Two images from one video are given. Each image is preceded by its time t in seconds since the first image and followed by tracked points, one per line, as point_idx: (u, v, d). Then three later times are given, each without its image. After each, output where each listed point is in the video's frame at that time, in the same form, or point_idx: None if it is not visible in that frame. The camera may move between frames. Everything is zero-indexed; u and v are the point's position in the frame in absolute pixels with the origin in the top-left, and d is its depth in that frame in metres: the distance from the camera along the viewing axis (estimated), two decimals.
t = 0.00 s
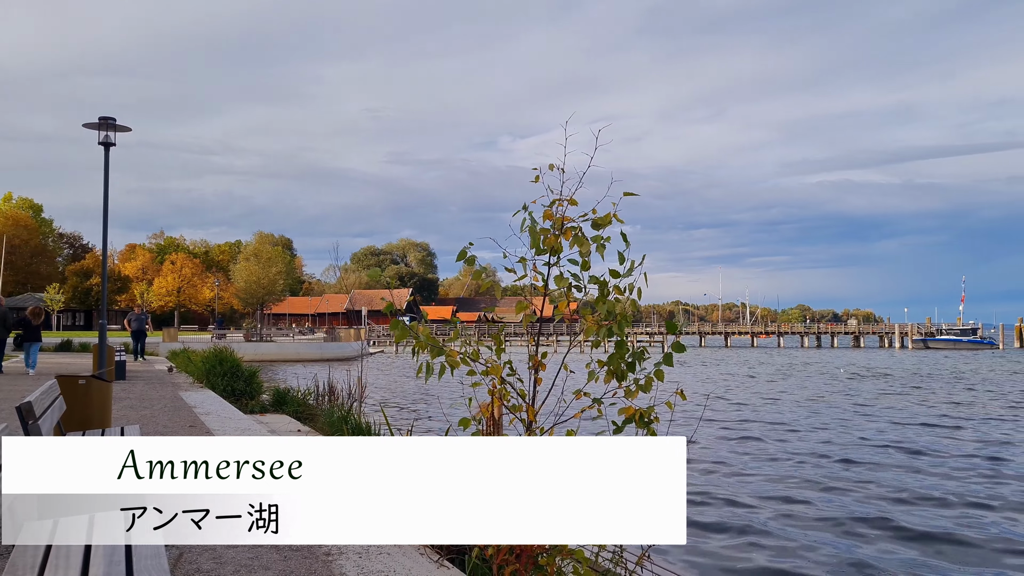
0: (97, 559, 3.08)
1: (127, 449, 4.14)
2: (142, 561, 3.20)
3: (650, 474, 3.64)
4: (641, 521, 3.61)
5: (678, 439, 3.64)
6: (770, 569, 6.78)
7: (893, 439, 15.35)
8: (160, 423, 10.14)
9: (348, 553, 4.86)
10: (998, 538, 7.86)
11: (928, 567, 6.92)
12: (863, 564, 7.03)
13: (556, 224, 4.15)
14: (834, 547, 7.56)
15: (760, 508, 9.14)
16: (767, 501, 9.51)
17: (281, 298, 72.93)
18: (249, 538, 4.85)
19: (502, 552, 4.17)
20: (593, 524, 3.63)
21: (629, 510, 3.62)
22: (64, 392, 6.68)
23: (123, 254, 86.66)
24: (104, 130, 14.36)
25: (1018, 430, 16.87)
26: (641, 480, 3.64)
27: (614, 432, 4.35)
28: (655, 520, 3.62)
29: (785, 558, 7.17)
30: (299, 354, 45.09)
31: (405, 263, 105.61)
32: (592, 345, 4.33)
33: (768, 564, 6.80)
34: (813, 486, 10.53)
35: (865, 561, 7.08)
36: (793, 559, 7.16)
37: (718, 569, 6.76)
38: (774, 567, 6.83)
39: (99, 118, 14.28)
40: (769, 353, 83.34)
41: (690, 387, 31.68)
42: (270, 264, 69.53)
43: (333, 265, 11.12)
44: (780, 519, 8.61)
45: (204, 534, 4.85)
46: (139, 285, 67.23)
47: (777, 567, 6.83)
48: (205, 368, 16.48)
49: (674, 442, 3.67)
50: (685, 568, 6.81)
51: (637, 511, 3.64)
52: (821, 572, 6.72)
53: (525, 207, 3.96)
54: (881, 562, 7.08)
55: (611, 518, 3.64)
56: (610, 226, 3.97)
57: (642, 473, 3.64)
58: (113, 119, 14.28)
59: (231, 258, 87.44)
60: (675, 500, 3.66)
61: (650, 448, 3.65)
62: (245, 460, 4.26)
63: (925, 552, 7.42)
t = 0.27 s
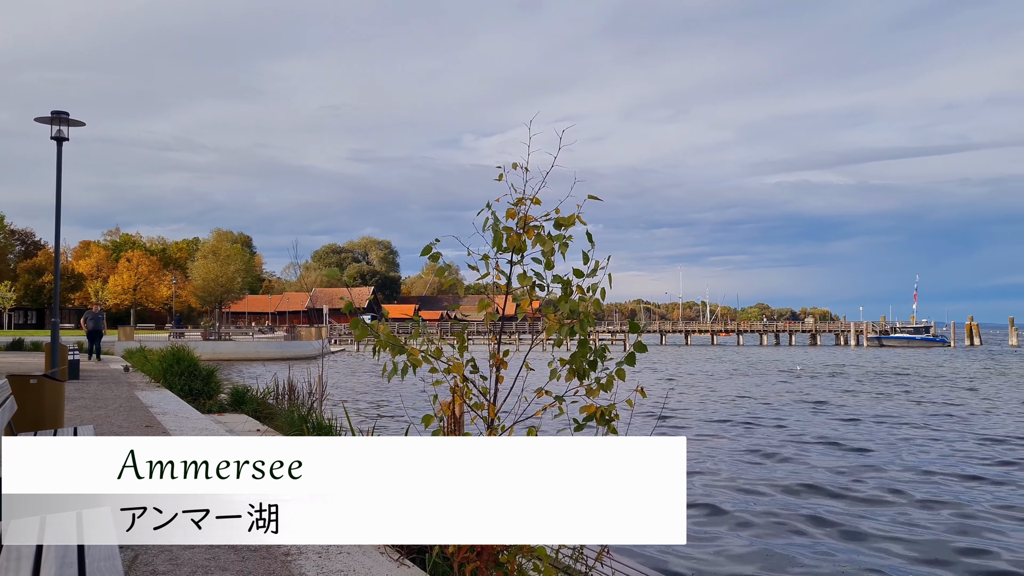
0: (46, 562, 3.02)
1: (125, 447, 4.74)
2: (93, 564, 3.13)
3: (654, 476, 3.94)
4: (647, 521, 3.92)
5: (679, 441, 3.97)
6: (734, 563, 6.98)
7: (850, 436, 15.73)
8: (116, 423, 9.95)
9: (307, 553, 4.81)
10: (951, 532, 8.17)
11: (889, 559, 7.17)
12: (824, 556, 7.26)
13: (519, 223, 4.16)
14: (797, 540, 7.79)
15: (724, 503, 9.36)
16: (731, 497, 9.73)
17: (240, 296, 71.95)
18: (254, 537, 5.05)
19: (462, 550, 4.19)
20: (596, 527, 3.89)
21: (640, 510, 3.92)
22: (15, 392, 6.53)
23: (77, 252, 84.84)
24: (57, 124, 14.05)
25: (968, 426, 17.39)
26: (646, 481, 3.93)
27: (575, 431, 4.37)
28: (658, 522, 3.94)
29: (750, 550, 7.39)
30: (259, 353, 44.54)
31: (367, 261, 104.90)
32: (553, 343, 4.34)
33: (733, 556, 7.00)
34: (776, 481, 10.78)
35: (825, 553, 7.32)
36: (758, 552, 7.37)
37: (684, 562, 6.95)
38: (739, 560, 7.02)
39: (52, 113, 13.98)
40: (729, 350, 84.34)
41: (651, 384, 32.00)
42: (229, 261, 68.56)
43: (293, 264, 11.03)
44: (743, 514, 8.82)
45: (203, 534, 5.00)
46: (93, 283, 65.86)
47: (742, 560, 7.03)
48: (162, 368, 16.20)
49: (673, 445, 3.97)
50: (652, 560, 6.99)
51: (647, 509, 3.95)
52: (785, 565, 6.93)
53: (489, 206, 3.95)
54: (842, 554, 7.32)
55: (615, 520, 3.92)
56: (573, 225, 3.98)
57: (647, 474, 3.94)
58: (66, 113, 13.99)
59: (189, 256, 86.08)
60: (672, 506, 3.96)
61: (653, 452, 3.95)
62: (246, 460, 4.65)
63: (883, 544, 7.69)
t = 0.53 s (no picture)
0: None
1: (126, 449, 5.34)
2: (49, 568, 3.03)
3: (663, 475, 4.46)
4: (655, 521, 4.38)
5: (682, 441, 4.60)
6: (700, 556, 7.15)
7: (807, 432, 16.07)
8: (67, 424, 9.71)
9: (265, 554, 4.76)
10: (907, 524, 8.45)
11: (849, 550, 7.40)
12: (786, 548, 7.47)
13: (480, 222, 4.16)
14: (761, 533, 7.99)
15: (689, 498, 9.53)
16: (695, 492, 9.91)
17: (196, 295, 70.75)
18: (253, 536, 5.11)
19: (422, 549, 4.20)
20: (605, 522, 4.30)
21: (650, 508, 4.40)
22: None
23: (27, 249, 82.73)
24: (6, 118, 13.67)
25: (919, 423, 17.88)
26: (655, 480, 4.43)
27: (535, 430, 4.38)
28: (659, 522, 4.42)
29: (715, 544, 7.56)
30: (215, 353, 43.84)
31: (327, 259, 103.89)
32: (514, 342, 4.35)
33: (699, 548, 7.16)
34: (738, 476, 11.00)
35: (788, 545, 7.52)
36: (724, 546, 7.54)
37: (652, 556, 7.09)
38: (704, 553, 7.19)
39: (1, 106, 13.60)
40: (687, 349, 85.21)
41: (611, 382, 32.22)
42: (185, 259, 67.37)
43: (251, 262, 10.87)
44: (705, 510, 8.93)
45: (204, 532, 5.12)
46: (44, 281, 64.26)
47: (707, 553, 7.21)
48: (116, 367, 15.86)
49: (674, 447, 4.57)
50: (620, 555, 7.13)
51: (656, 507, 4.44)
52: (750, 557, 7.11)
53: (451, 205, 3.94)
54: (805, 545, 7.53)
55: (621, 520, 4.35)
56: (535, 225, 3.99)
57: (658, 473, 4.47)
58: (15, 107, 13.62)
59: (144, 253, 84.46)
60: (676, 503, 4.46)
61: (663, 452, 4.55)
62: (246, 461, 4.86)
63: (843, 536, 7.93)
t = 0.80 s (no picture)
0: None
1: (127, 452, 5.62)
2: None
3: (666, 470, 4.96)
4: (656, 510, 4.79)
5: (683, 442, 5.18)
6: (660, 553, 7.24)
7: (765, 429, 16.31)
8: (16, 425, 9.49)
9: (221, 556, 4.69)
10: (861, 519, 8.63)
11: (805, 545, 7.54)
12: (745, 544, 7.59)
13: (440, 221, 4.16)
14: (720, 529, 8.11)
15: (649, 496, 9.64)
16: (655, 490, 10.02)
17: (152, 293, 69.50)
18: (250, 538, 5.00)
19: (381, 549, 4.18)
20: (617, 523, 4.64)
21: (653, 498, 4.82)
22: None
23: None
24: None
25: (874, 419, 18.25)
26: (659, 475, 4.90)
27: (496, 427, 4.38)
28: (665, 523, 4.84)
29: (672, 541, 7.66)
30: (171, 352, 43.11)
31: (286, 256, 102.80)
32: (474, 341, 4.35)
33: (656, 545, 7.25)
34: (697, 473, 11.14)
35: (746, 541, 7.65)
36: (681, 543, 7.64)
37: (610, 554, 7.16)
38: (665, 551, 7.27)
39: None
40: (648, 347, 85.92)
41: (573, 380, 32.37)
42: (140, 257, 66.16)
43: (209, 260, 10.74)
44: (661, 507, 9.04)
45: (204, 532, 5.03)
46: None
47: (667, 551, 7.30)
48: (68, 367, 15.53)
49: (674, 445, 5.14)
50: (575, 553, 7.18)
51: (658, 499, 4.88)
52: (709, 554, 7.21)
53: (410, 203, 3.93)
54: (762, 540, 7.66)
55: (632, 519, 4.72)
56: (495, 224, 4.01)
57: (661, 468, 4.97)
58: None
59: (97, 250, 82.79)
60: (677, 506, 4.91)
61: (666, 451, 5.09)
62: (245, 461, 4.91)
63: (800, 531, 8.08)
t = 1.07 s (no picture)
0: None
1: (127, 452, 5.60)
2: None
3: (675, 468, 5.69)
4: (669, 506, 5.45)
5: (682, 439, 5.95)
6: (619, 551, 7.32)
7: (723, 426, 16.53)
8: None
9: (177, 557, 4.64)
10: (814, 515, 8.81)
11: (760, 542, 7.68)
12: (701, 542, 7.71)
13: (399, 219, 4.15)
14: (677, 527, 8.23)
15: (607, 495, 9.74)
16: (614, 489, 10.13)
17: (105, 291, 68.12)
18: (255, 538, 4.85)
19: (340, 548, 4.17)
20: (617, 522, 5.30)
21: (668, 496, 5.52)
22: None
23: None
24: None
25: (828, 417, 18.59)
26: (671, 472, 5.62)
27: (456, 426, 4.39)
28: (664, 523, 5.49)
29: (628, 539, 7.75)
30: (126, 352, 42.31)
31: (244, 254, 101.50)
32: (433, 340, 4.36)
33: (611, 546, 7.34)
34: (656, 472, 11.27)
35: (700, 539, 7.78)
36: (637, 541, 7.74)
37: (567, 553, 7.23)
38: (624, 548, 7.35)
39: None
40: (609, 345, 86.48)
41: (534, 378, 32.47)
42: (94, 254, 64.80)
43: (164, 259, 10.60)
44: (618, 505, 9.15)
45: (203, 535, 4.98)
46: None
47: (625, 549, 7.39)
48: (17, 366, 15.19)
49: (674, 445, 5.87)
50: (532, 552, 7.24)
51: (672, 494, 5.59)
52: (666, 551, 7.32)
53: (368, 201, 3.92)
54: (718, 538, 7.80)
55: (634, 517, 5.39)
56: (453, 222, 4.01)
57: (670, 466, 5.70)
58: None
59: (49, 247, 80.92)
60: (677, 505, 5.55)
61: (670, 449, 5.83)
62: (246, 462, 4.81)
63: (754, 529, 8.23)
